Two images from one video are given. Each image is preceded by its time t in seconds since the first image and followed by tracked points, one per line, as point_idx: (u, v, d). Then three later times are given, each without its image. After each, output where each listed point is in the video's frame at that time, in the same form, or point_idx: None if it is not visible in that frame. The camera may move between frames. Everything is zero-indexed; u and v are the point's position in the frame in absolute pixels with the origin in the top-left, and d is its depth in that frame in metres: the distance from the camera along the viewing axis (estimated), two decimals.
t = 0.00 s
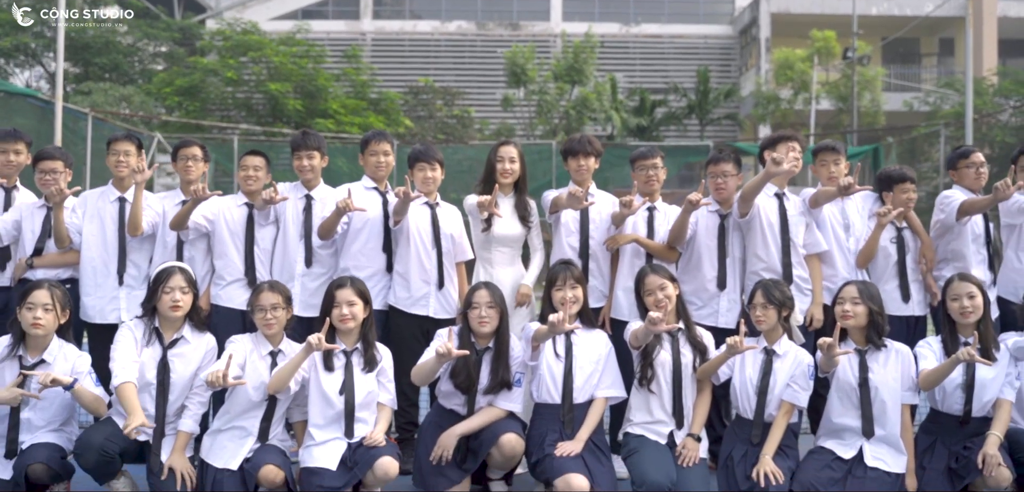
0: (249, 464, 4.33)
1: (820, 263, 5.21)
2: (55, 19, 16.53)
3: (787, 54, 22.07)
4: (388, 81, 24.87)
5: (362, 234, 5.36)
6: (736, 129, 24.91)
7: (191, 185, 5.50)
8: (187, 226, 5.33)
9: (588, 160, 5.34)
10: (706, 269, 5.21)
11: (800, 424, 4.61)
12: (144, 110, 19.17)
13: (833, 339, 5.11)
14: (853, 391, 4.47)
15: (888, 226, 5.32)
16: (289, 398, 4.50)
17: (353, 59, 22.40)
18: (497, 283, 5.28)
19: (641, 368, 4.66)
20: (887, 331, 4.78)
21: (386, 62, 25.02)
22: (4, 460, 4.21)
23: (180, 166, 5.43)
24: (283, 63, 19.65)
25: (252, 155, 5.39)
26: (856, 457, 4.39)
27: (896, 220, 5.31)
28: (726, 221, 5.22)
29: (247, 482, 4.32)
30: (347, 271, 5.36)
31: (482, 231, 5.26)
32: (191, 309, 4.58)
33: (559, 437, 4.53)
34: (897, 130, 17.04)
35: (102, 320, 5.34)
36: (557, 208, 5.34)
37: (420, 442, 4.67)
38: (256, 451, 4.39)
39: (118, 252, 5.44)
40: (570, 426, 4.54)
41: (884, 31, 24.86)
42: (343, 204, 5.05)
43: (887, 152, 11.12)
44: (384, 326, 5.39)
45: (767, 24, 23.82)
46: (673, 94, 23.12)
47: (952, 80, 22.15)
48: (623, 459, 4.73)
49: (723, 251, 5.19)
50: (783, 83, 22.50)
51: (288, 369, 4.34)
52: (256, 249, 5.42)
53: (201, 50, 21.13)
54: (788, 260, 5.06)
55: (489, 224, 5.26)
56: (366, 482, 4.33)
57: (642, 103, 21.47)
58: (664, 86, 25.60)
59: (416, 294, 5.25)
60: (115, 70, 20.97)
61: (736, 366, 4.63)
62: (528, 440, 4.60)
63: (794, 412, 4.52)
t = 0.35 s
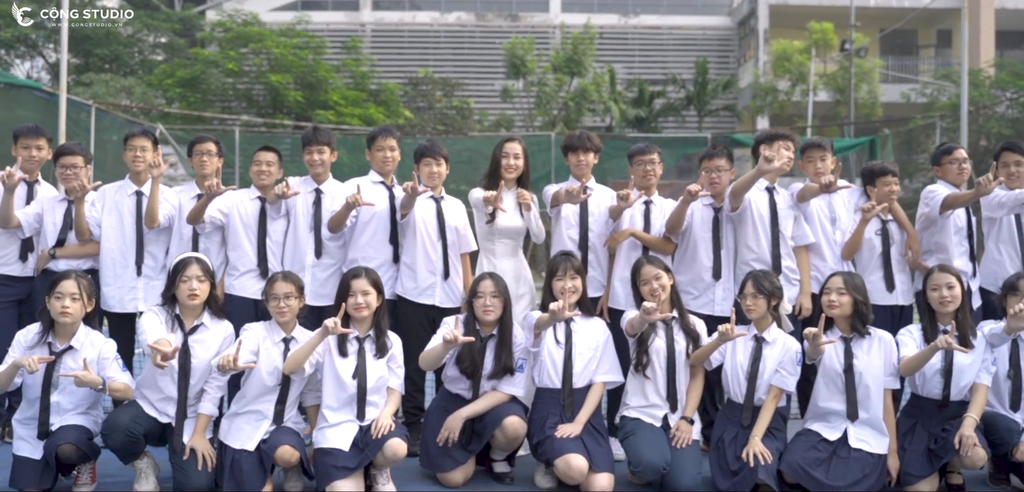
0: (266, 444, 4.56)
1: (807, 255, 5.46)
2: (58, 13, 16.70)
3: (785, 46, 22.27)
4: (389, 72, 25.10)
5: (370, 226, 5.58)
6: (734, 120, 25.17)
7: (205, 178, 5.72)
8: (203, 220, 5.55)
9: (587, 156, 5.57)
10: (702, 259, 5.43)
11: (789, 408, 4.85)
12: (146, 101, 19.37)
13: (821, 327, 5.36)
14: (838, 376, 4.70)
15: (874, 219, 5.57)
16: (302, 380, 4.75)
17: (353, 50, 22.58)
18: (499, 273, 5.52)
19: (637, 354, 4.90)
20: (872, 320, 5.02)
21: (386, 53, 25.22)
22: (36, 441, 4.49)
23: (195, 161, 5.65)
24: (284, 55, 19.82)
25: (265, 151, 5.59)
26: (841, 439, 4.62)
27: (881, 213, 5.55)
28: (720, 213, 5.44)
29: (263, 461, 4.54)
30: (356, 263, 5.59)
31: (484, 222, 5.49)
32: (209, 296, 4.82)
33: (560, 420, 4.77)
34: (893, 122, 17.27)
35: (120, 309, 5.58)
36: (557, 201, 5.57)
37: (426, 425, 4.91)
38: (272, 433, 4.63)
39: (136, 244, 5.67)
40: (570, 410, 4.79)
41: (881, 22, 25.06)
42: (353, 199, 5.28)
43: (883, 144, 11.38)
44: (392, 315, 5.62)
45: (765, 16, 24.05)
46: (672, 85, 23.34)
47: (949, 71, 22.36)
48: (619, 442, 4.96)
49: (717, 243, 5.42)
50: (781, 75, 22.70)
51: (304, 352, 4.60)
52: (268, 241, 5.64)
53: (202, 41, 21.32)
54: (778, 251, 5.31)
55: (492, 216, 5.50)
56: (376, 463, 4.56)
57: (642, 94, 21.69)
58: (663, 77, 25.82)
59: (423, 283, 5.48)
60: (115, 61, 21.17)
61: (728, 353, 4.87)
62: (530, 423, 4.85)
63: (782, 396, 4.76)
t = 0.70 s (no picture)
0: (279, 432, 4.78)
1: (796, 250, 5.68)
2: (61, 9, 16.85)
3: (783, 41, 22.45)
4: (388, 66, 25.31)
5: (375, 223, 5.79)
6: (732, 114, 25.40)
7: (218, 176, 5.94)
8: (217, 218, 5.74)
9: (584, 155, 5.77)
10: (699, 253, 5.63)
11: (778, 397, 5.07)
12: (146, 96, 19.55)
13: (809, 319, 5.58)
14: (826, 366, 4.91)
15: (861, 215, 5.78)
16: (313, 369, 4.97)
17: (352, 45, 22.76)
18: (501, 267, 5.72)
19: (633, 345, 5.12)
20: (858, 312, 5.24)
21: (385, 48, 25.40)
22: (59, 428, 4.71)
23: (207, 160, 5.86)
24: (284, 50, 19.99)
25: (275, 150, 5.81)
26: (827, 426, 4.84)
27: (869, 209, 5.77)
28: (714, 209, 5.66)
29: (276, 448, 4.75)
30: (362, 258, 5.80)
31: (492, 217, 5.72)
32: (224, 290, 5.03)
33: (559, 408, 4.99)
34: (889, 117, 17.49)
35: (137, 303, 5.79)
36: (557, 198, 5.76)
37: (432, 414, 5.12)
38: (284, 421, 4.85)
39: (150, 240, 5.86)
40: (569, 398, 5.01)
41: (879, 16, 25.26)
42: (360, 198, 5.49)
43: (880, 138, 11.63)
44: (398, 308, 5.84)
45: (763, 11, 24.28)
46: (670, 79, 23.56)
47: (946, 65, 22.55)
48: (616, 429, 5.18)
49: (710, 238, 5.64)
50: (778, 69, 22.90)
51: (315, 341, 4.82)
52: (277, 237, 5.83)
53: (201, 36, 21.46)
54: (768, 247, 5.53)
55: (494, 212, 5.71)
56: (384, 450, 4.78)
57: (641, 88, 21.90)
58: (661, 70, 26.05)
59: (427, 278, 5.70)
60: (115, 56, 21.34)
61: (720, 344, 5.09)
62: (530, 411, 5.06)
63: (771, 385, 4.98)
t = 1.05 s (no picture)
0: (291, 419, 5.01)
1: (785, 245, 5.91)
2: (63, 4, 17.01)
3: (781, 35, 22.66)
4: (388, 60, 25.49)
5: (381, 219, 6.02)
6: (729, 108, 25.63)
7: (229, 175, 6.16)
8: (228, 217, 5.95)
9: (582, 153, 5.98)
10: (693, 249, 5.86)
11: (767, 386, 5.31)
12: (146, 90, 19.74)
13: (797, 312, 5.82)
14: (813, 357, 5.14)
15: (850, 212, 6.00)
16: (323, 359, 5.18)
17: (352, 39, 22.93)
18: (502, 262, 5.95)
19: (629, 337, 5.35)
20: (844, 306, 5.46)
21: (384, 42, 25.56)
22: (82, 416, 4.95)
23: (219, 158, 6.09)
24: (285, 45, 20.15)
25: (285, 148, 6.02)
26: (814, 414, 5.08)
27: (858, 206, 5.99)
28: (707, 206, 5.89)
29: (289, 434, 4.99)
30: (369, 253, 6.03)
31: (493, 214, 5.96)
32: (238, 284, 5.25)
33: (558, 397, 5.23)
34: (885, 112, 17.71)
35: (152, 296, 6.03)
36: (558, 194, 5.98)
37: (436, 402, 5.35)
38: (295, 409, 5.07)
39: (164, 236, 6.08)
40: (569, 387, 5.24)
41: (877, 11, 25.47)
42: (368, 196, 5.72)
43: (877, 133, 11.87)
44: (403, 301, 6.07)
45: (761, 6, 24.47)
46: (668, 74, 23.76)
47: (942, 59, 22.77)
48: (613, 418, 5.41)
49: (703, 233, 5.87)
50: (776, 64, 23.11)
51: (326, 332, 5.05)
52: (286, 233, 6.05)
53: (202, 30, 21.61)
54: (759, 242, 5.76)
55: (496, 208, 5.95)
56: (392, 437, 5.01)
57: (640, 82, 22.10)
58: (660, 65, 26.25)
59: (432, 272, 5.93)
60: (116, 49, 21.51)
61: (713, 336, 5.31)
62: (531, 400, 5.29)
63: (761, 375, 5.21)
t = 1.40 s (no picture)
0: (302, 411, 5.23)
1: (777, 243, 6.12)
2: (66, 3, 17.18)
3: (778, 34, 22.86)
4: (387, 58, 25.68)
5: (387, 219, 6.23)
6: (727, 106, 25.89)
7: (240, 176, 6.38)
8: (241, 218, 6.17)
9: (582, 154, 6.18)
10: (688, 247, 6.08)
11: (759, 380, 5.52)
12: (147, 88, 19.94)
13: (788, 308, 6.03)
14: (804, 351, 5.35)
15: (843, 211, 6.21)
16: (332, 354, 5.39)
17: (352, 37, 23.12)
18: (505, 260, 6.17)
19: (626, 332, 5.56)
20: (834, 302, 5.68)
21: (384, 40, 25.74)
22: (101, 408, 5.15)
23: (230, 160, 6.31)
24: (285, 43, 20.31)
25: (294, 150, 6.22)
26: (804, 406, 5.30)
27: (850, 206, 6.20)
28: (701, 206, 6.10)
29: (300, 426, 5.20)
30: (375, 252, 6.24)
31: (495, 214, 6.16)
32: (251, 282, 5.45)
33: (559, 390, 5.44)
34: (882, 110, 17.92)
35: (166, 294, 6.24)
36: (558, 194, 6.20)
37: (441, 395, 5.57)
38: (306, 401, 5.28)
39: (178, 234, 6.29)
40: (569, 381, 5.46)
41: (874, 10, 25.68)
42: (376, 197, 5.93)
43: (873, 131, 12.10)
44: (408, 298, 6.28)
45: (759, 4, 24.68)
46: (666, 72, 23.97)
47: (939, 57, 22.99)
48: (612, 410, 5.63)
49: (698, 232, 6.08)
50: (773, 62, 23.32)
51: (336, 327, 5.26)
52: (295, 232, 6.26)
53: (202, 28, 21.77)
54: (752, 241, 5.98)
55: (499, 208, 6.14)
56: (399, 427, 5.23)
57: (639, 81, 22.32)
58: (658, 63, 26.47)
59: (436, 270, 6.14)
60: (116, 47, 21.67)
61: (707, 331, 5.52)
62: (533, 392, 5.51)
63: (754, 369, 5.43)
